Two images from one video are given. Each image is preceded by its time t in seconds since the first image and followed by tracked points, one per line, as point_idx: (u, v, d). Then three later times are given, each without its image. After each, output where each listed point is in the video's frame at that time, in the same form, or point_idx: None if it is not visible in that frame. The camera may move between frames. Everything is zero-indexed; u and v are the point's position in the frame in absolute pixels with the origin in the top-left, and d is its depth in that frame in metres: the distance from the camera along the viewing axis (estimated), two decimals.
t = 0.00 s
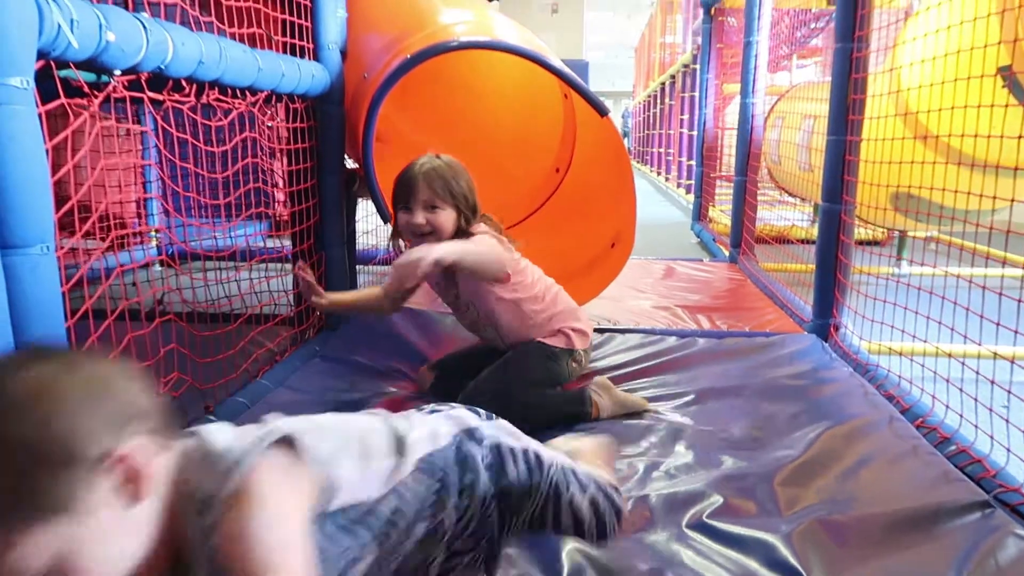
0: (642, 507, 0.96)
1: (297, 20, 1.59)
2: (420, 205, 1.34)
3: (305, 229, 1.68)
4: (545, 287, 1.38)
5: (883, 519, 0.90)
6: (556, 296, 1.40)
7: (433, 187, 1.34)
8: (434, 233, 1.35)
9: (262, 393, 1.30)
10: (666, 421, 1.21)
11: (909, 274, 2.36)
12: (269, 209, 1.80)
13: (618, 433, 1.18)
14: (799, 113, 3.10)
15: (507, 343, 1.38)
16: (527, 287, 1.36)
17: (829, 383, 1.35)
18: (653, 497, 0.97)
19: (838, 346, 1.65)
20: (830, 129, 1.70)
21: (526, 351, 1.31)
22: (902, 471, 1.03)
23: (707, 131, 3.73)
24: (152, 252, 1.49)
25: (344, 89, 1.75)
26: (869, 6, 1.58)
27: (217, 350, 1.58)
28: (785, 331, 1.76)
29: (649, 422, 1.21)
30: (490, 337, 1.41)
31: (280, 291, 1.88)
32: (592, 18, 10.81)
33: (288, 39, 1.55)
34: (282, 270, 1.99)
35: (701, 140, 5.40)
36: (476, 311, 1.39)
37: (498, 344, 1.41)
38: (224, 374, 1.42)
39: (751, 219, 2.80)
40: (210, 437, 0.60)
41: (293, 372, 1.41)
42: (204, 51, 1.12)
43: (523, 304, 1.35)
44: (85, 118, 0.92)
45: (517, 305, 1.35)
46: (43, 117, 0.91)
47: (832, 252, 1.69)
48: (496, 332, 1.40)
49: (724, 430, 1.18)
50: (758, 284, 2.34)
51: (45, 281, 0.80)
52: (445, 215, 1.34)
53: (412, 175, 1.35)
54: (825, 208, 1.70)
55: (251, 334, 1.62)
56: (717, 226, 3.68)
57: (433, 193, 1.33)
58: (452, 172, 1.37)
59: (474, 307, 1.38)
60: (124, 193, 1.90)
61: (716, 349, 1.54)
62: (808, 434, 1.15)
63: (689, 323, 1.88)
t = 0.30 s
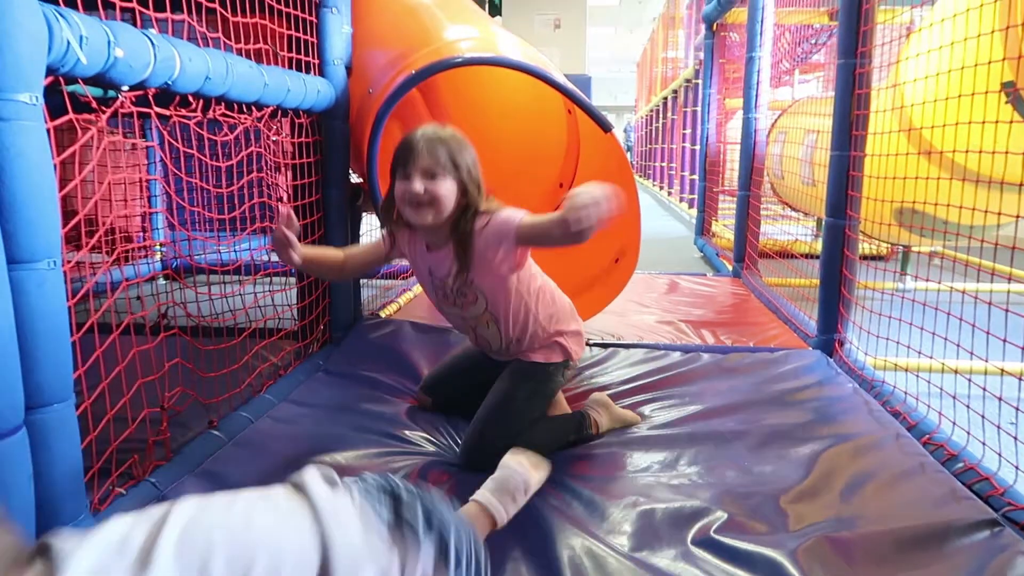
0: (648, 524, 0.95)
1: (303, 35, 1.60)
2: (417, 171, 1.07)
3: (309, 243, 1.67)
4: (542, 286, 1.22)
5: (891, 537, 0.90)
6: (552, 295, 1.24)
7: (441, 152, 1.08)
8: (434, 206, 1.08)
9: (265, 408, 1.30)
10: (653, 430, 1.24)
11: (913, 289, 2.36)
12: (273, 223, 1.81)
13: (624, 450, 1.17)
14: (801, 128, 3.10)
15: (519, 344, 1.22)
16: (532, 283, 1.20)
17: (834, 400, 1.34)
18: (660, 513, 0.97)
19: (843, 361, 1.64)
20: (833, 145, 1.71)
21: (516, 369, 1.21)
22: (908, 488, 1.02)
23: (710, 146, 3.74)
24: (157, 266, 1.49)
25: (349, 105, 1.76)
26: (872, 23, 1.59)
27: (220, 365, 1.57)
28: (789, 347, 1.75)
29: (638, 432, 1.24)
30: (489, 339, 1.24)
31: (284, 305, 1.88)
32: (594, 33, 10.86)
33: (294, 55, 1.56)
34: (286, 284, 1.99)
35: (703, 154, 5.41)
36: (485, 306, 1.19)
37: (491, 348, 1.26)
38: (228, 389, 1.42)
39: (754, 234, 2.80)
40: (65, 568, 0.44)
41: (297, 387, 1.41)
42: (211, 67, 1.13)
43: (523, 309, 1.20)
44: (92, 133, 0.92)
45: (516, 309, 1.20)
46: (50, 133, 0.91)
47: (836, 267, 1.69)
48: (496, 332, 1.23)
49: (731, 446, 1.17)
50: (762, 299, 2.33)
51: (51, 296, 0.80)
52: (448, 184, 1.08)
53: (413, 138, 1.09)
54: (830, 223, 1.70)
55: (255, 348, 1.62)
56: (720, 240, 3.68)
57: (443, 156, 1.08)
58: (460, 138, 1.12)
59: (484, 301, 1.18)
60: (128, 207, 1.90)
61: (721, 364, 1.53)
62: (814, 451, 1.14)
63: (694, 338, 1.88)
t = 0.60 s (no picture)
0: (653, 535, 0.94)
1: (307, 48, 1.61)
2: (410, 122, 0.96)
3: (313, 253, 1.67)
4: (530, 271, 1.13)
5: (899, 550, 0.89)
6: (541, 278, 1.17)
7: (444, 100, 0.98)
8: (427, 159, 0.97)
9: (269, 419, 1.30)
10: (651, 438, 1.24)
11: (916, 300, 2.36)
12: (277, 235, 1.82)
13: (630, 461, 1.16)
14: (804, 139, 3.11)
15: (514, 321, 1.14)
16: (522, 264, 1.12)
17: (840, 411, 1.33)
18: (666, 524, 0.97)
19: (849, 373, 1.64)
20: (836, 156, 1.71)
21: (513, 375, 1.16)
22: (915, 499, 1.02)
23: (712, 158, 3.74)
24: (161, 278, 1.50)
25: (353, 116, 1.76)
26: (875, 35, 1.59)
27: (224, 376, 1.57)
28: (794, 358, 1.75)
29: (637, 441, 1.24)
30: (477, 312, 1.15)
31: (288, 316, 1.88)
32: (597, 45, 10.90)
33: (299, 67, 1.57)
34: (291, 295, 1.99)
35: (705, 165, 5.42)
36: (481, 273, 1.10)
37: (474, 328, 1.17)
38: (232, 400, 1.42)
39: (757, 245, 2.80)
40: None
41: (301, 397, 1.41)
42: (218, 79, 1.14)
43: (512, 290, 1.12)
44: (98, 144, 0.92)
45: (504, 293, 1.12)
46: (57, 144, 0.91)
47: (840, 279, 1.69)
48: (484, 308, 1.14)
49: (737, 457, 1.17)
50: (766, 310, 2.33)
51: (56, 307, 0.80)
52: (446, 135, 0.97)
53: (408, 85, 0.98)
54: (834, 234, 1.70)
55: (259, 359, 1.62)
56: (723, 251, 3.68)
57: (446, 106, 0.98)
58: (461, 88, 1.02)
59: (481, 265, 1.09)
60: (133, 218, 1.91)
61: (726, 375, 1.53)
62: (820, 462, 1.14)
63: (698, 349, 1.88)
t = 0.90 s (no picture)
0: (660, 545, 0.94)
1: (313, 57, 1.62)
2: (370, 124, 0.95)
3: (318, 261, 1.67)
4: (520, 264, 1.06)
5: (908, 561, 0.88)
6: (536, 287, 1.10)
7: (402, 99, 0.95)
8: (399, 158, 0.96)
9: (274, 428, 1.29)
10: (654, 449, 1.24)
11: (921, 309, 2.35)
12: (282, 243, 1.82)
13: (636, 470, 1.16)
14: (808, 148, 3.11)
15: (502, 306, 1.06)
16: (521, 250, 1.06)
17: (847, 420, 1.33)
18: (674, 535, 0.96)
19: (855, 382, 1.63)
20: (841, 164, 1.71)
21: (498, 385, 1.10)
22: (925, 510, 1.01)
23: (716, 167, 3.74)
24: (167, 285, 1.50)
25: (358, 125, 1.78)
26: (879, 44, 1.60)
27: (229, 385, 1.57)
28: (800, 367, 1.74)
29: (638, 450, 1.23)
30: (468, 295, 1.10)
31: (292, 325, 1.87)
32: (599, 54, 10.93)
33: (305, 77, 1.58)
34: (295, 303, 1.99)
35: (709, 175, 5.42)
36: (470, 251, 1.07)
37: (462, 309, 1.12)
38: (236, 409, 1.41)
39: (761, 254, 2.80)
40: None
41: (305, 406, 1.41)
42: (224, 88, 1.14)
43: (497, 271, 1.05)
44: (106, 153, 0.93)
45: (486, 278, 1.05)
46: (64, 153, 0.92)
47: (846, 287, 1.69)
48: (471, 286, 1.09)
49: (743, 466, 1.16)
50: (771, 319, 2.32)
51: (63, 315, 0.80)
52: (411, 129, 0.95)
53: (366, 89, 0.97)
54: (839, 242, 1.69)
55: (263, 369, 1.61)
56: (728, 260, 3.67)
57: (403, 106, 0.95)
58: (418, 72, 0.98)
59: (470, 242, 1.06)
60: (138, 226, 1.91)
61: (732, 384, 1.52)
62: (828, 471, 1.13)
63: (703, 358, 1.87)
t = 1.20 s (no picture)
0: (664, 552, 0.94)
1: (316, 64, 1.62)
2: (297, 158, 0.83)
3: (322, 269, 1.67)
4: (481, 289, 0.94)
5: (914, 568, 0.88)
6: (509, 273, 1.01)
7: (306, 127, 0.81)
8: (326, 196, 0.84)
9: (277, 434, 1.29)
10: (658, 457, 1.23)
11: (924, 315, 2.35)
12: (286, 250, 1.82)
13: (639, 477, 1.16)
14: (810, 154, 3.11)
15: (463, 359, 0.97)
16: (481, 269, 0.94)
17: (850, 427, 1.32)
18: (678, 542, 0.96)
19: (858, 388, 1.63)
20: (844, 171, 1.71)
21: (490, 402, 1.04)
22: (930, 518, 1.01)
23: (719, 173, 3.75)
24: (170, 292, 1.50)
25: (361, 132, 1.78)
26: (882, 50, 1.60)
27: (232, 392, 1.57)
28: (803, 373, 1.74)
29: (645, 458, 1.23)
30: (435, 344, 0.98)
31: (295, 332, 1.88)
32: (602, 61, 10.95)
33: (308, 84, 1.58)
34: (298, 310, 1.99)
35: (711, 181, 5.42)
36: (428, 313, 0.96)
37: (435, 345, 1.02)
38: (239, 416, 1.41)
39: (764, 260, 2.80)
40: None
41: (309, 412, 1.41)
42: (227, 95, 1.14)
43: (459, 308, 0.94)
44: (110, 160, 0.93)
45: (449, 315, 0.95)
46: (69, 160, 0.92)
47: (849, 294, 1.69)
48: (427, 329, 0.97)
49: (747, 473, 1.16)
50: (773, 325, 2.32)
51: (68, 322, 0.81)
52: (337, 170, 0.82)
53: (285, 115, 0.84)
54: (842, 248, 1.69)
55: (266, 375, 1.61)
56: (730, 266, 3.67)
57: (307, 135, 0.81)
58: (341, 95, 0.83)
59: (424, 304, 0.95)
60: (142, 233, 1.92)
61: (735, 391, 1.52)
62: (832, 479, 1.13)
63: (706, 364, 1.87)
